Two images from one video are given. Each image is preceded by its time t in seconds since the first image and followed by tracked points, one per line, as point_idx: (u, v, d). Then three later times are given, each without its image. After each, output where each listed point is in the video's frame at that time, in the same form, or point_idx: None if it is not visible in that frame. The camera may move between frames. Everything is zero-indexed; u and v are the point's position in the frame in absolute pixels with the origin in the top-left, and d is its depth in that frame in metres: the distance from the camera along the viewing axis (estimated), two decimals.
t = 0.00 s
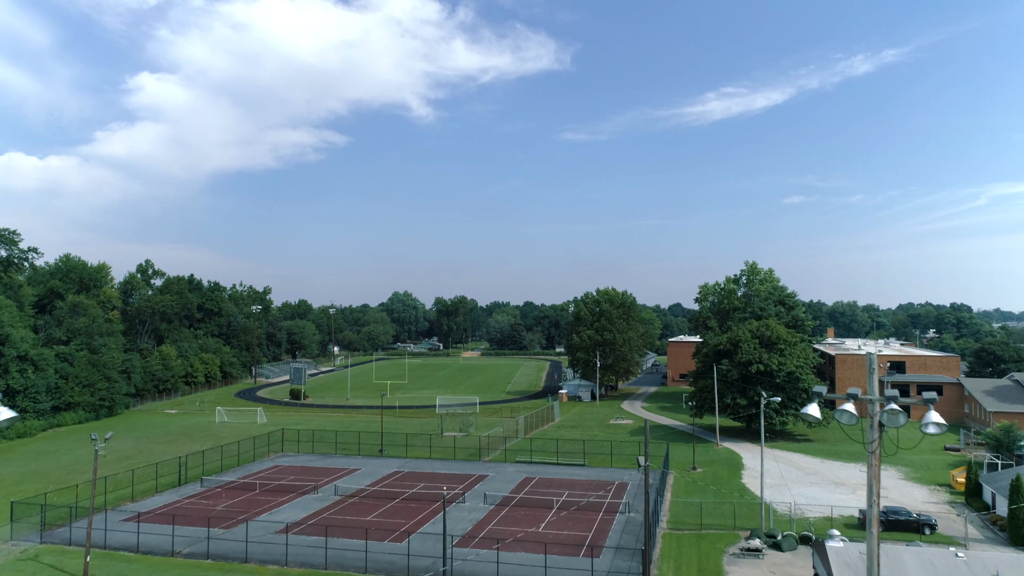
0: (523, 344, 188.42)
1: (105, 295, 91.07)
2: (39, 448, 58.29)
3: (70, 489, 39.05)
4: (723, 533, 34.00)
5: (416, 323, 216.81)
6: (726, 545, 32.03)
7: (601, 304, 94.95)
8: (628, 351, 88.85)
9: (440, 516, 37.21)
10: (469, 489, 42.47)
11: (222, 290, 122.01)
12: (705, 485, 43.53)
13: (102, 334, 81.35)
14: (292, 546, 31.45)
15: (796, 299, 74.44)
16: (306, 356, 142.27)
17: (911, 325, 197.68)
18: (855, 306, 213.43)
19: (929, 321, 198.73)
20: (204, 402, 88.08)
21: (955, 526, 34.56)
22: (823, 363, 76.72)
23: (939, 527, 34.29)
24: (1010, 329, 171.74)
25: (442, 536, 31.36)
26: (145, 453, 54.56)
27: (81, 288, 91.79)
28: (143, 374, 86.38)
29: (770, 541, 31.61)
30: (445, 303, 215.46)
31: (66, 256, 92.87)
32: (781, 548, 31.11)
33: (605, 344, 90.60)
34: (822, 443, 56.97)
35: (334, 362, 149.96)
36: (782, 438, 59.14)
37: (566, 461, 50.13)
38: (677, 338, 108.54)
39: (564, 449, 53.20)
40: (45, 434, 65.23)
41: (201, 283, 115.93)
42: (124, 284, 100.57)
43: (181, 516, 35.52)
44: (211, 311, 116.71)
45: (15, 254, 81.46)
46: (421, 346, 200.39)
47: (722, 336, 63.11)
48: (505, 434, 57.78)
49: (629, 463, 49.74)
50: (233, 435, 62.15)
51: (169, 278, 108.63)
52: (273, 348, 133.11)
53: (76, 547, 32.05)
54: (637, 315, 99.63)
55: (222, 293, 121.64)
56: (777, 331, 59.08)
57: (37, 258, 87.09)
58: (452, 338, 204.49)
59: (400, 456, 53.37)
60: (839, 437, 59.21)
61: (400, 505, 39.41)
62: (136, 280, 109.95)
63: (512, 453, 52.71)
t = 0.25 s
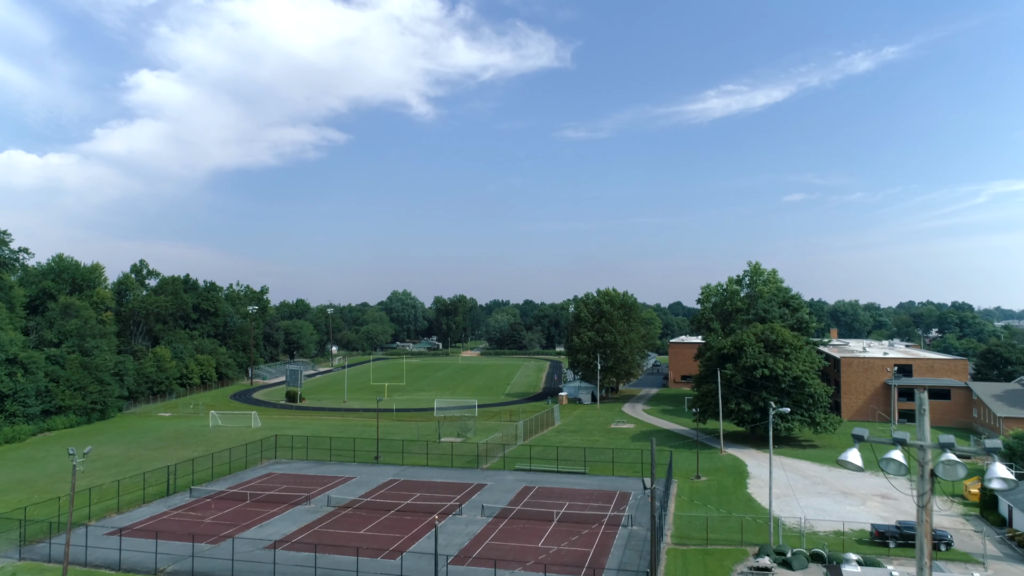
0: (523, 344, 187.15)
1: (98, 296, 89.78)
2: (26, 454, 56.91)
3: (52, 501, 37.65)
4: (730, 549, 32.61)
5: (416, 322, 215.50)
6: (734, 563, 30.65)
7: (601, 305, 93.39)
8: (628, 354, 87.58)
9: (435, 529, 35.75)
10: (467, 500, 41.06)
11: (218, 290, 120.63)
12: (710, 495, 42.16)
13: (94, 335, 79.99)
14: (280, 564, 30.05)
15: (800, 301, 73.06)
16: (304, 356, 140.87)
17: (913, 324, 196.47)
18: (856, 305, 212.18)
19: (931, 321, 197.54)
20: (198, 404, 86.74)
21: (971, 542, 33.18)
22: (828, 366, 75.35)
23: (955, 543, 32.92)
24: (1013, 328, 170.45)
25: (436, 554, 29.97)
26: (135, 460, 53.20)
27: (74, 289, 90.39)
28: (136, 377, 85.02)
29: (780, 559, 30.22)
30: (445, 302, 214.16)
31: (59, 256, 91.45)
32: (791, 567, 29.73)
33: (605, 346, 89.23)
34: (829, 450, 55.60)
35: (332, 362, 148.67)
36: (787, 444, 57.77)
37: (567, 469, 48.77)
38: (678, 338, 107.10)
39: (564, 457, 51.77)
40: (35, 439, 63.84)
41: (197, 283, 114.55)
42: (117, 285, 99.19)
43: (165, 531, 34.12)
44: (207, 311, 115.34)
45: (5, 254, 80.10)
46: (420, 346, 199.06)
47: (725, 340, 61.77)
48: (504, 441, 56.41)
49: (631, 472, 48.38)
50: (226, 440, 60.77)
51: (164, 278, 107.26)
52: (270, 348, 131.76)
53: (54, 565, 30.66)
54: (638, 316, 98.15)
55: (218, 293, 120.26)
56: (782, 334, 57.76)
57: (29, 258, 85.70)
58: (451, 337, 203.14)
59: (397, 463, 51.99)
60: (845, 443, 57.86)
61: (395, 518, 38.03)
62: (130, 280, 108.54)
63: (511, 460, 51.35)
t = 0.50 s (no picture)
0: (523, 343, 185.81)
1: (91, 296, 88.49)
2: (14, 460, 55.63)
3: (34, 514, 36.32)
4: (737, 566, 31.27)
5: (415, 321, 214.15)
6: None
7: (602, 305, 91.97)
8: (629, 356, 86.19)
9: (430, 544, 34.40)
10: (464, 512, 39.69)
11: (214, 290, 119.29)
12: (716, 506, 40.83)
13: (86, 337, 78.65)
14: None
15: (805, 303, 71.65)
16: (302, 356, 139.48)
17: (916, 324, 195.04)
18: (858, 304, 210.88)
19: (934, 320, 196.28)
20: (193, 407, 85.41)
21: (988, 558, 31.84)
22: (834, 368, 73.97)
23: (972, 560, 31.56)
24: (1017, 328, 169.01)
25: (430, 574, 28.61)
26: (125, 467, 51.89)
27: (67, 289, 89.07)
28: (130, 379, 83.69)
29: None
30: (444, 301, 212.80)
31: (51, 256, 90.10)
32: None
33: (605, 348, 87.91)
34: (836, 456, 54.23)
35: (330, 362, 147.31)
36: (793, 450, 56.41)
37: (568, 478, 47.44)
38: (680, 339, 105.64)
39: (565, 464, 50.43)
40: (24, 444, 62.55)
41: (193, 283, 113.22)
42: (112, 285, 97.87)
43: (148, 547, 32.79)
44: (203, 311, 113.98)
45: None
46: (420, 346, 197.60)
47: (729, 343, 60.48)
48: (503, 447, 55.06)
49: (633, 480, 47.03)
50: (219, 446, 59.46)
51: (159, 279, 105.91)
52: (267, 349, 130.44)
53: None
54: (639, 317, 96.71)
55: (214, 293, 118.92)
56: (788, 338, 56.46)
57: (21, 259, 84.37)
58: (451, 336, 201.82)
59: (393, 471, 50.67)
60: (852, 449, 56.52)
61: (389, 531, 36.67)
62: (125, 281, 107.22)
63: (511, 468, 50.03)
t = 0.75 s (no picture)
0: (523, 342, 184.45)
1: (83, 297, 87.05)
2: (0, 467, 54.23)
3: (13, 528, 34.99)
4: None
5: (414, 320, 212.75)
6: None
7: (602, 306, 90.59)
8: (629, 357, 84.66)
9: (425, 560, 33.04)
10: (460, 525, 38.28)
11: (210, 290, 117.87)
12: (721, 517, 39.46)
13: (78, 339, 77.24)
14: None
15: (809, 304, 70.23)
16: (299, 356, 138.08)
17: (919, 323, 193.73)
18: (860, 303, 209.58)
19: (937, 319, 194.96)
20: (187, 409, 84.03)
21: None
22: (839, 370, 72.62)
23: None
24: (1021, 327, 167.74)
25: None
26: (114, 475, 50.57)
27: (58, 290, 87.67)
28: (123, 381, 82.32)
29: None
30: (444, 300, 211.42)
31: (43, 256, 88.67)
32: None
33: (605, 349, 86.54)
34: (843, 463, 52.86)
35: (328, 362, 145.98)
36: (799, 456, 55.03)
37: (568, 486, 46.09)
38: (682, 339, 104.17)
39: (565, 472, 49.08)
40: (12, 449, 61.16)
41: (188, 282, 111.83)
42: (105, 285, 96.47)
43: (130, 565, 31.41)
44: (198, 311, 112.59)
45: None
46: (418, 345, 196.23)
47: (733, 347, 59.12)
48: (502, 453, 53.70)
49: (636, 489, 45.67)
50: (211, 451, 58.07)
51: (153, 278, 104.49)
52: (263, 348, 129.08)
53: None
54: (640, 317, 95.32)
55: (210, 293, 117.52)
56: (793, 342, 55.11)
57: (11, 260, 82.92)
58: (450, 335, 200.45)
59: (389, 478, 49.32)
60: (859, 455, 55.17)
61: (383, 546, 35.29)
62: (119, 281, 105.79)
63: (509, 475, 48.70)
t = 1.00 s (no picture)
0: (522, 340, 183.04)
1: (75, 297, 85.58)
2: None
3: None
4: None
5: (413, 318, 211.36)
6: None
7: (602, 306, 89.29)
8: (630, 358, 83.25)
9: None
10: (456, 537, 36.89)
11: (205, 289, 116.43)
12: (728, 529, 38.10)
13: (69, 340, 75.83)
14: None
15: (814, 305, 68.85)
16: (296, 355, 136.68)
17: (922, 321, 192.35)
18: (862, 301, 208.10)
19: (940, 318, 193.55)
20: (181, 411, 82.72)
21: None
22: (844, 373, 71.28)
23: None
24: None
25: None
26: (102, 482, 49.21)
27: (50, 290, 86.21)
28: (115, 382, 80.95)
29: None
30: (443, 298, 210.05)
31: (35, 255, 87.20)
32: None
33: (606, 349, 85.20)
34: (851, 469, 51.55)
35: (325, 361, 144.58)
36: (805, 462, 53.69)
37: (569, 495, 44.75)
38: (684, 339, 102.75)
39: (566, 479, 47.75)
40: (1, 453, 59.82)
41: (184, 281, 110.42)
42: (98, 284, 95.04)
43: None
44: (193, 310, 111.17)
45: None
46: (417, 343, 194.92)
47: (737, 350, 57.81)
48: (500, 460, 52.34)
49: (638, 498, 44.31)
50: (203, 457, 56.72)
51: (147, 277, 103.08)
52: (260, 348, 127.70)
53: None
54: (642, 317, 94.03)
55: (206, 292, 116.13)
56: (799, 345, 53.83)
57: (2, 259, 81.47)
58: (449, 333, 199.10)
59: (384, 486, 47.98)
60: (867, 461, 53.85)
61: (376, 561, 33.93)
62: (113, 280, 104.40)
63: (508, 483, 47.36)
